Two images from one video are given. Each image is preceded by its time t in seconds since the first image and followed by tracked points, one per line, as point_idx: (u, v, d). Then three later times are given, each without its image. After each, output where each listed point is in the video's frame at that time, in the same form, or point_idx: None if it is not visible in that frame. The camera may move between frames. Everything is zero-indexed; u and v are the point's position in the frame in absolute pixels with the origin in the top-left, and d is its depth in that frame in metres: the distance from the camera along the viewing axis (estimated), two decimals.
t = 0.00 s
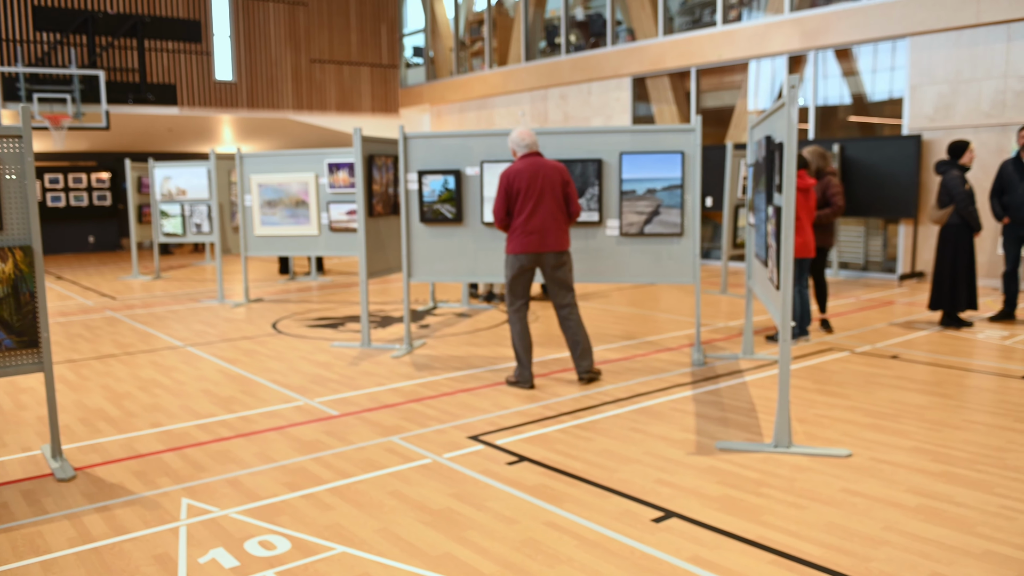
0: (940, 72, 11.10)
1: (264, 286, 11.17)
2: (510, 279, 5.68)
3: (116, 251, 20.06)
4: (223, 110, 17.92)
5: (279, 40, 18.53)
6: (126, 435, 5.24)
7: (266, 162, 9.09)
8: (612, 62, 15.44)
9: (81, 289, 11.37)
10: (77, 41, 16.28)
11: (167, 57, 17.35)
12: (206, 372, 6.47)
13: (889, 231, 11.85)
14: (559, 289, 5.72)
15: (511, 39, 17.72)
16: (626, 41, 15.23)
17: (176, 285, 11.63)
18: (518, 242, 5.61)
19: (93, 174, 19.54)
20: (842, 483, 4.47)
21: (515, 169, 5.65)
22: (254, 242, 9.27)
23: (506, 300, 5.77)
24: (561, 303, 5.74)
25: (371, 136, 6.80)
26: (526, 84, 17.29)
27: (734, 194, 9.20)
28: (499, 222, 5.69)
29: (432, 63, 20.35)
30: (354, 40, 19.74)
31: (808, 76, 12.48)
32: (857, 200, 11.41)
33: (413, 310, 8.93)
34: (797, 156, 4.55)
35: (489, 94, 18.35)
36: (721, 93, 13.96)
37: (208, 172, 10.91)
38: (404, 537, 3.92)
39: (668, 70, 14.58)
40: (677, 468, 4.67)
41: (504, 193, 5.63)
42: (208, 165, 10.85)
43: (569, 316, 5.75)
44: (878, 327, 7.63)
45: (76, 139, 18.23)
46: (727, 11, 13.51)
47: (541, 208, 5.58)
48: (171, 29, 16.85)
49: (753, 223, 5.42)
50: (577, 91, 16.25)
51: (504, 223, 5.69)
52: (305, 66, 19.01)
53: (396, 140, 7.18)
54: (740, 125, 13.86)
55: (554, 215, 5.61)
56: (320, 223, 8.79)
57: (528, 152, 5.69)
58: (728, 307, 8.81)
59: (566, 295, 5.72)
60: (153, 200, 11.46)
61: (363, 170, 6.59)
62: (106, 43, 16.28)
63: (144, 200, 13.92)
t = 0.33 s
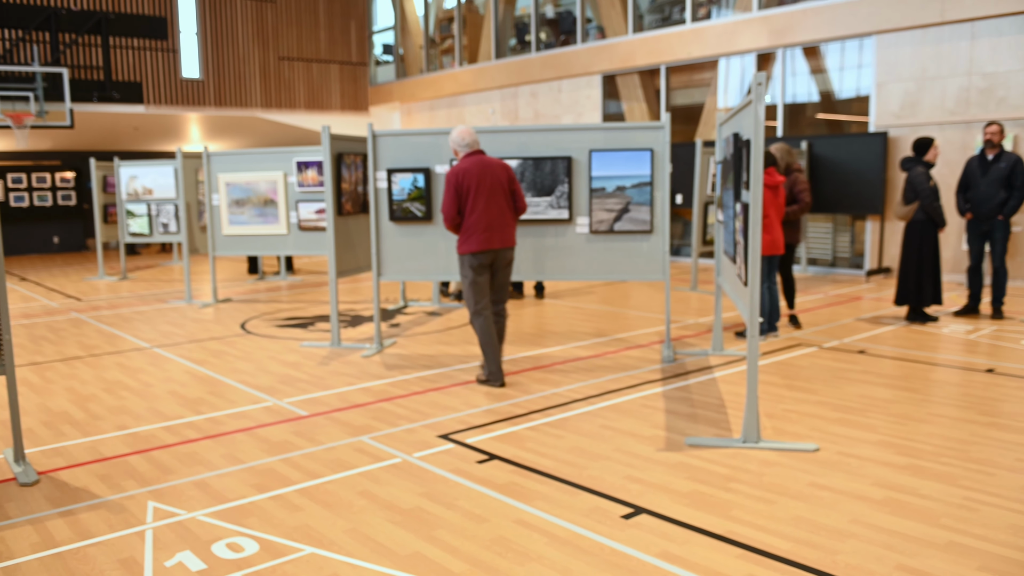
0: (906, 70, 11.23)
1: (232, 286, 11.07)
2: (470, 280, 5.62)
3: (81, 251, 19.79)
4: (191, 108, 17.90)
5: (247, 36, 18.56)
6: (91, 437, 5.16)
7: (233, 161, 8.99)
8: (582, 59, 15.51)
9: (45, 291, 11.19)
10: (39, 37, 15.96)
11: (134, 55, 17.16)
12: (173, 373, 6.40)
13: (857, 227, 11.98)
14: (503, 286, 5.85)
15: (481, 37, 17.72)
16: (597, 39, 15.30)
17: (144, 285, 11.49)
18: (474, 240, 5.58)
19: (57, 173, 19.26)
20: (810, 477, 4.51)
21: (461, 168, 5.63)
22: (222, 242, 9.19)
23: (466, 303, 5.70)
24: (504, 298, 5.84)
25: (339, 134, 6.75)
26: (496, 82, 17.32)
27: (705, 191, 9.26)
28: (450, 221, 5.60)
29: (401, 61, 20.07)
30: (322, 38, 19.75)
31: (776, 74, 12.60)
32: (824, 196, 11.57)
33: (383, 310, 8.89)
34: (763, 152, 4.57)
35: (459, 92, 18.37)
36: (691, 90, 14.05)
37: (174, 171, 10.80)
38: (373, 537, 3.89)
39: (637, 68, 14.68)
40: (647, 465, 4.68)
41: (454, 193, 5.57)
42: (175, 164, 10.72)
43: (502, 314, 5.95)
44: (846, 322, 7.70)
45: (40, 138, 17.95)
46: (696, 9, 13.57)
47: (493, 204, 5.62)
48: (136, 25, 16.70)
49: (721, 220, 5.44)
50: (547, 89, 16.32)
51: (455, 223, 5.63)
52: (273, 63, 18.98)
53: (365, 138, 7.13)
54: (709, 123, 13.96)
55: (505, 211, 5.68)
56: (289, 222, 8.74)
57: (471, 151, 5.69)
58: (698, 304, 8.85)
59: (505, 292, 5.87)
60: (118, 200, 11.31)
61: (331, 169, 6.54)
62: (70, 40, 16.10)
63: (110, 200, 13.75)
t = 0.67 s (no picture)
0: (862, 71, 11.41)
1: (191, 289, 10.91)
2: (416, 279, 5.64)
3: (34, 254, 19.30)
4: (147, 107, 17.69)
5: (204, 35, 18.46)
6: (43, 444, 5.04)
7: (190, 161, 8.87)
8: (544, 59, 15.58)
9: None
10: None
11: (87, 52, 16.84)
12: (129, 378, 6.28)
13: (816, 226, 12.14)
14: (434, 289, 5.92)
15: (443, 36, 17.69)
16: (558, 39, 15.38)
17: (100, 289, 11.28)
18: (414, 243, 5.59)
19: (9, 174, 18.74)
20: (769, 474, 4.54)
21: (403, 169, 5.62)
22: (180, 243, 9.11)
23: (410, 304, 5.68)
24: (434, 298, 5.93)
25: (297, 134, 6.66)
26: (457, 82, 17.34)
27: (666, 190, 9.31)
28: (391, 222, 5.56)
29: (363, 60, 20.11)
30: (282, 36, 19.75)
31: (737, 74, 12.70)
32: (784, 195, 11.73)
33: (345, 311, 8.83)
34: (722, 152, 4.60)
35: (421, 92, 18.36)
36: (652, 90, 14.13)
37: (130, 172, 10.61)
38: (333, 541, 3.84)
39: (599, 68, 14.78)
40: (608, 464, 4.68)
41: (397, 194, 5.55)
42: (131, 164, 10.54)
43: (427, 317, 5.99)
44: (805, 320, 7.79)
45: None
46: (657, 10, 13.67)
47: (434, 208, 5.66)
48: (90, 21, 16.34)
49: (682, 219, 5.46)
50: (510, 89, 16.38)
51: (394, 224, 5.59)
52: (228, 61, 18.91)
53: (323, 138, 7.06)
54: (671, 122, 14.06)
55: (442, 217, 5.74)
56: (249, 223, 8.65)
57: (413, 154, 5.74)
58: (660, 303, 8.90)
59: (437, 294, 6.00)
60: (72, 201, 11.10)
61: (290, 169, 6.45)
62: (21, 37, 15.65)
63: (64, 202, 13.48)
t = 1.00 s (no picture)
0: (822, 74, 11.58)
1: (150, 293, 10.74)
2: (342, 279, 5.63)
3: None
4: (104, 109, 17.56)
5: (164, 36, 18.35)
6: None
7: (149, 164, 8.79)
8: (507, 61, 15.65)
9: None
10: None
11: (42, 53, 16.59)
12: (85, 385, 6.16)
13: (777, 227, 12.25)
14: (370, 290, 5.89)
15: (405, 38, 17.66)
16: (521, 41, 15.44)
17: (56, 294, 11.07)
18: (348, 241, 5.59)
19: None
20: (730, 474, 4.57)
21: (339, 168, 5.66)
22: (138, 247, 9.04)
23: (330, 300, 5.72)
24: (370, 300, 5.90)
25: (257, 136, 6.57)
26: (421, 84, 17.32)
27: (630, 192, 9.36)
28: (326, 221, 5.57)
29: (325, 62, 19.93)
30: (243, 37, 19.64)
31: (699, 77, 12.81)
32: (746, 197, 11.88)
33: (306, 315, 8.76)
34: (682, 154, 4.62)
35: (383, 94, 18.30)
36: (615, 93, 14.22)
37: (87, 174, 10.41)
38: (292, 547, 3.80)
39: (562, 70, 14.85)
40: (571, 466, 4.69)
41: (331, 192, 5.58)
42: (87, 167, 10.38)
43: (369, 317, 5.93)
44: (767, 321, 7.86)
45: None
46: (620, 13, 13.80)
47: (369, 207, 5.67)
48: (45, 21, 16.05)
49: (644, 221, 5.47)
50: (473, 91, 16.40)
51: (330, 222, 5.62)
52: (184, 62, 18.73)
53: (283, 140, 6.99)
54: (634, 125, 14.15)
55: (379, 216, 5.73)
56: (209, 226, 8.57)
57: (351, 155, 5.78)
58: (624, 305, 8.94)
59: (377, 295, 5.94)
60: (28, 204, 10.94)
61: (250, 172, 6.36)
62: None
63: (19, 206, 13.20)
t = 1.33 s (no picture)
0: (789, 75, 11.68)
1: (115, 296, 10.60)
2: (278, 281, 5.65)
3: None
4: (67, 109, 17.44)
5: (129, 35, 18.08)
6: None
7: (114, 164, 8.72)
8: (476, 62, 15.66)
9: None
10: None
11: (4, 51, 16.38)
12: (47, 389, 6.06)
13: (746, 227, 12.34)
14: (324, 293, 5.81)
15: (374, 38, 17.62)
16: (491, 41, 15.44)
17: (20, 296, 10.88)
18: (284, 246, 5.64)
19: None
20: (698, 473, 4.59)
21: (279, 171, 5.68)
22: (101, 249, 8.95)
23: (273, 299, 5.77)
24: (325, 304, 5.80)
25: (223, 136, 6.51)
26: (390, 84, 17.28)
27: (599, 192, 9.39)
28: (266, 226, 5.69)
29: (293, 62, 19.75)
30: (210, 36, 19.39)
31: (669, 78, 12.89)
32: (715, 198, 11.96)
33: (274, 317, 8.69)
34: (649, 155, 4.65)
35: (353, 94, 18.24)
36: (585, 93, 14.28)
37: (49, 174, 10.29)
38: (259, 552, 3.76)
39: (532, 71, 14.89)
40: (540, 467, 4.69)
41: (269, 196, 5.65)
42: (50, 168, 10.23)
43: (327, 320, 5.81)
44: (736, 321, 7.92)
45: None
46: (589, 14, 13.90)
47: (305, 211, 5.63)
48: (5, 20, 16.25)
49: (612, 222, 5.49)
50: (442, 91, 16.40)
51: (271, 226, 5.70)
52: (151, 61, 18.55)
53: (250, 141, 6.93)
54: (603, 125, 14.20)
55: (318, 219, 5.65)
56: (175, 227, 8.50)
57: (298, 155, 5.77)
58: (593, 305, 8.97)
59: (333, 297, 5.80)
60: None
61: (216, 173, 6.29)
62: None
63: None
